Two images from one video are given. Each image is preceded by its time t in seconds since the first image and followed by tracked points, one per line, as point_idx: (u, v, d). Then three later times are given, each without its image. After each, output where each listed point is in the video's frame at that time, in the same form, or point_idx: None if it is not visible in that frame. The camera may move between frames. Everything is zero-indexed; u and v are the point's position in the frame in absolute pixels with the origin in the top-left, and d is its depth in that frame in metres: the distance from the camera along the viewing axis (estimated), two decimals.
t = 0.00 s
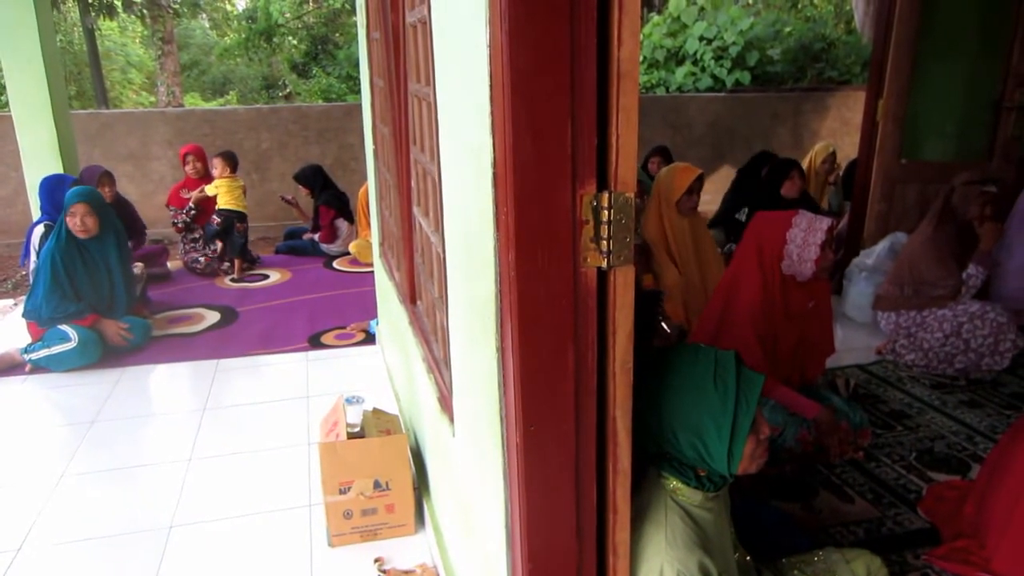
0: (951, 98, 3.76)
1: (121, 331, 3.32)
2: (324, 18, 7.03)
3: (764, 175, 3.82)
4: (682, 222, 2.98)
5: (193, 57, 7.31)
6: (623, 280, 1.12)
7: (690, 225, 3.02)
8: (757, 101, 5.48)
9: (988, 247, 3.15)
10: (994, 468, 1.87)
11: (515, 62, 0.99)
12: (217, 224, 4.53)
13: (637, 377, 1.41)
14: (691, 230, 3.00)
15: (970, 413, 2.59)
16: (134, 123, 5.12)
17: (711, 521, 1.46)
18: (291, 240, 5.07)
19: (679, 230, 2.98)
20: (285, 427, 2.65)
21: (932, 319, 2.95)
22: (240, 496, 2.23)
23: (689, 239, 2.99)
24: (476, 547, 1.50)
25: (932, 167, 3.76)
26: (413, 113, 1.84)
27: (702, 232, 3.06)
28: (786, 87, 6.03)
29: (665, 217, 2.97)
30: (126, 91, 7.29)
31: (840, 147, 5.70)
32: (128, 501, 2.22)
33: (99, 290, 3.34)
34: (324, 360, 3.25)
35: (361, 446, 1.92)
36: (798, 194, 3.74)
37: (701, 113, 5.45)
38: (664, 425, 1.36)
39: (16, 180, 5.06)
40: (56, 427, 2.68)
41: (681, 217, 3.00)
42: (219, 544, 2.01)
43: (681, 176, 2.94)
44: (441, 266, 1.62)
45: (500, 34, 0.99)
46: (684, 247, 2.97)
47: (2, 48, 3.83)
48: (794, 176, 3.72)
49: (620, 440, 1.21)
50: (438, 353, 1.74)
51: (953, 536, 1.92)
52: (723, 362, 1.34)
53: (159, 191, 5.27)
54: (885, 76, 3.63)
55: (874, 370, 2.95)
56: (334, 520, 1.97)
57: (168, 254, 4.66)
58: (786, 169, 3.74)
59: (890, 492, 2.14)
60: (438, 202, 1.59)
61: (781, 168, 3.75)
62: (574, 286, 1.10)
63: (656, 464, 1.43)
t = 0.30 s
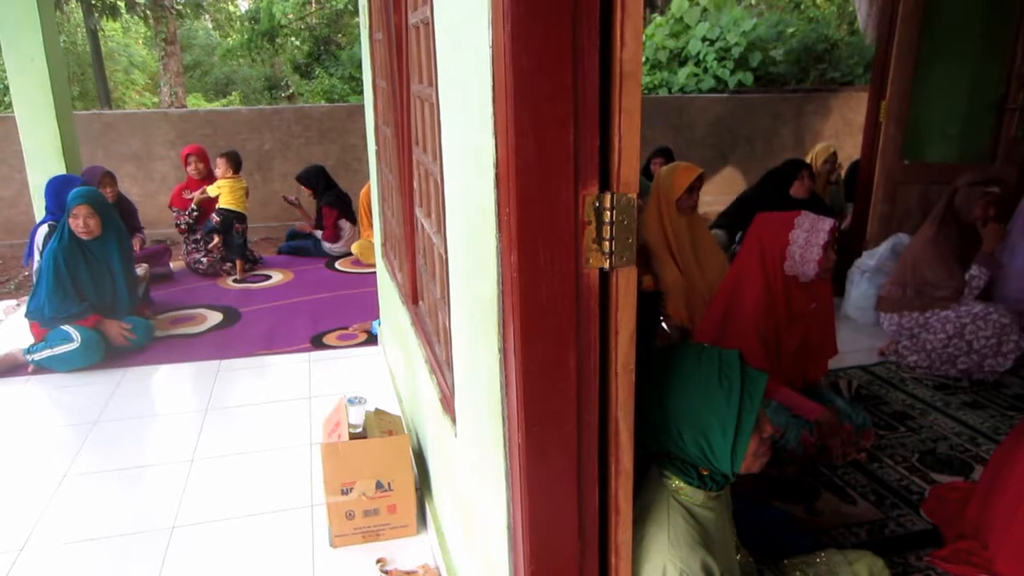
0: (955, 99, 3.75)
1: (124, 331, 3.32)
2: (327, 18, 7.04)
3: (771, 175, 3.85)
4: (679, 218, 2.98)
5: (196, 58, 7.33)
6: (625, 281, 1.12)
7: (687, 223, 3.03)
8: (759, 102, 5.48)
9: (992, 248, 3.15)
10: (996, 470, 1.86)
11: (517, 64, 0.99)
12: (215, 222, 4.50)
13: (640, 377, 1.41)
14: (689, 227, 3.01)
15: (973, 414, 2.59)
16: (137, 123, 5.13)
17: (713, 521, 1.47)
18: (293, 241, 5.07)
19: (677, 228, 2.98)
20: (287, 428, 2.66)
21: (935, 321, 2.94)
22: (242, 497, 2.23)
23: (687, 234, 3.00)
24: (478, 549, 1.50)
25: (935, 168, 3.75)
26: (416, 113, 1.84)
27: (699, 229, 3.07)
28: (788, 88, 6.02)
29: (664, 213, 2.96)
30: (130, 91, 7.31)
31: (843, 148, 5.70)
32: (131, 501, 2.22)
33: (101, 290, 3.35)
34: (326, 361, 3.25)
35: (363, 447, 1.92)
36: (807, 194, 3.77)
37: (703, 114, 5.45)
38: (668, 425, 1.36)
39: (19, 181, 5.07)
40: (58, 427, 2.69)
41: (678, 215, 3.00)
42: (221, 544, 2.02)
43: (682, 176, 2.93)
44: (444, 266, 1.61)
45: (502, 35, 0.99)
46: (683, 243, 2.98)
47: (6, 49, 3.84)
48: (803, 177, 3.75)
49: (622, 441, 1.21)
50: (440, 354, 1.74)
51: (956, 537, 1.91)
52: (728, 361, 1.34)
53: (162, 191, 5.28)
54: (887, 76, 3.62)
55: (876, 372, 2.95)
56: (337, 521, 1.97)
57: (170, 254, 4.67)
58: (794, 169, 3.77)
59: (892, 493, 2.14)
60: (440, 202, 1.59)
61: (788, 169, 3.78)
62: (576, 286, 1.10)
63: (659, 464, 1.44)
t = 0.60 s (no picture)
0: (955, 100, 3.76)
1: (125, 332, 3.33)
2: (328, 19, 7.05)
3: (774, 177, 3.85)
4: (679, 217, 2.97)
5: (197, 59, 7.33)
6: (626, 282, 1.12)
7: (688, 221, 3.02)
8: (760, 103, 5.48)
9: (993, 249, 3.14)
10: (997, 470, 1.86)
11: (518, 64, 0.99)
12: (215, 224, 4.51)
13: (641, 377, 1.41)
14: (690, 225, 3.01)
15: (974, 415, 2.59)
16: (138, 124, 5.14)
17: (714, 521, 1.47)
18: (293, 242, 5.07)
19: (677, 226, 2.99)
20: (288, 428, 2.66)
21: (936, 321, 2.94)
22: (242, 498, 2.23)
23: (688, 233, 3.01)
24: (480, 550, 1.50)
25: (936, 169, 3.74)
26: (417, 115, 1.84)
27: (699, 227, 3.07)
28: (789, 89, 6.03)
29: (667, 212, 2.96)
30: (130, 92, 7.31)
31: (844, 149, 5.70)
32: (132, 502, 2.23)
33: (102, 291, 3.36)
34: (327, 362, 3.25)
35: (364, 447, 1.92)
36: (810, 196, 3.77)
37: (704, 114, 5.45)
38: (669, 425, 1.36)
39: (20, 181, 5.08)
40: (59, 428, 2.69)
41: (679, 213, 2.99)
42: (221, 545, 2.02)
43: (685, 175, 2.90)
44: (445, 267, 1.62)
45: (503, 36, 0.99)
46: (683, 242, 2.98)
47: (7, 51, 3.84)
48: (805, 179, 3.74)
49: (623, 442, 1.21)
50: (441, 355, 1.74)
51: (957, 538, 1.91)
52: (730, 360, 1.34)
53: (162, 192, 5.28)
54: (888, 77, 3.62)
55: (877, 372, 2.95)
56: (338, 522, 1.97)
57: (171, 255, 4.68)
58: (797, 172, 3.76)
59: (893, 494, 2.14)
60: (441, 203, 1.59)
61: (789, 172, 3.78)
62: (577, 287, 1.10)
63: (660, 464, 1.44)
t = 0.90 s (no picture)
0: (955, 99, 3.76)
1: (124, 333, 3.32)
2: (327, 20, 7.06)
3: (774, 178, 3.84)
4: (684, 217, 2.94)
5: (196, 59, 7.32)
6: (625, 282, 1.12)
7: (693, 221, 3.00)
8: (759, 103, 5.48)
9: (992, 249, 3.13)
10: (996, 470, 1.86)
11: (518, 64, 0.99)
12: (217, 226, 4.50)
13: (640, 377, 1.41)
14: (694, 225, 2.99)
15: (973, 415, 2.59)
16: (137, 125, 5.13)
17: (714, 521, 1.47)
18: (293, 242, 5.07)
19: (683, 227, 2.96)
20: (288, 429, 2.66)
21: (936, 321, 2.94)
22: (243, 499, 2.23)
23: (694, 234, 2.99)
24: (480, 550, 1.50)
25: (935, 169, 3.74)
26: (416, 114, 1.84)
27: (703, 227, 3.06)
28: (788, 89, 6.03)
29: (673, 214, 2.93)
30: (129, 93, 7.31)
31: (843, 149, 5.71)
32: (132, 502, 2.23)
33: (102, 292, 3.35)
34: (326, 362, 3.25)
35: (364, 448, 1.92)
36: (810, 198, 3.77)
37: (703, 115, 5.45)
38: (669, 425, 1.36)
39: (19, 182, 5.07)
40: (58, 429, 2.69)
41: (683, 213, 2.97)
42: (222, 545, 2.02)
43: (690, 176, 2.87)
44: (445, 267, 1.61)
45: (502, 36, 0.99)
46: (686, 243, 2.97)
47: (6, 51, 3.84)
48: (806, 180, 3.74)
49: (623, 442, 1.21)
50: (441, 355, 1.74)
51: (957, 538, 1.92)
52: (730, 360, 1.33)
53: (161, 192, 5.28)
54: (887, 77, 3.62)
55: (877, 372, 2.95)
56: (338, 523, 1.97)
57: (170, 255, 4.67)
58: (796, 173, 3.75)
59: (893, 494, 2.14)
60: (441, 204, 1.59)
61: (791, 173, 3.75)
62: (577, 287, 1.10)
63: (660, 464, 1.45)
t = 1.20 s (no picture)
0: (947, 100, 3.78)
1: (116, 338, 3.31)
2: (321, 21, 7.06)
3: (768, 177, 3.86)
4: (680, 216, 2.98)
5: (189, 61, 7.23)
6: (620, 281, 1.13)
7: (689, 222, 3.03)
8: (753, 103, 5.50)
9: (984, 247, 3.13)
10: (989, 466, 1.87)
11: (512, 66, 0.99)
12: (211, 232, 4.53)
13: (635, 377, 1.41)
14: (691, 226, 3.01)
15: (967, 411, 2.60)
16: (129, 127, 5.12)
17: (710, 521, 1.47)
18: (287, 245, 5.06)
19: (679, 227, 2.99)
20: (283, 433, 2.65)
21: (929, 318, 2.95)
22: (238, 504, 2.23)
23: (691, 233, 3.00)
24: (476, 552, 1.50)
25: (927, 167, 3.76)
26: (410, 115, 1.84)
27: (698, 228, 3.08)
28: (782, 89, 6.04)
29: (670, 213, 2.96)
30: (121, 95, 7.28)
31: (837, 148, 5.72)
32: (126, 509, 2.22)
33: (93, 298, 3.35)
34: (321, 365, 3.25)
35: (360, 451, 1.92)
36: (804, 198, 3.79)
37: (697, 115, 5.47)
38: (665, 424, 1.37)
39: (10, 186, 5.06)
40: (50, 436, 2.68)
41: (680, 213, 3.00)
42: (217, 551, 2.01)
43: (687, 176, 2.95)
44: (439, 269, 1.62)
45: (496, 37, 0.99)
46: (683, 243, 2.97)
47: None
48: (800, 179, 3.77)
49: (619, 442, 1.21)
50: (436, 356, 1.74)
51: (952, 533, 1.92)
52: (726, 360, 1.34)
53: (154, 196, 5.27)
54: (879, 77, 3.63)
55: (871, 369, 2.96)
56: (334, 526, 1.97)
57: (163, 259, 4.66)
58: (789, 173, 3.77)
59: (888, 490, 2.14)
60: (435, 205, 1.59)
61: (785, 172, 3.78)
62: (571, 287, 1.10)
63: (656, 464, 1.45)
